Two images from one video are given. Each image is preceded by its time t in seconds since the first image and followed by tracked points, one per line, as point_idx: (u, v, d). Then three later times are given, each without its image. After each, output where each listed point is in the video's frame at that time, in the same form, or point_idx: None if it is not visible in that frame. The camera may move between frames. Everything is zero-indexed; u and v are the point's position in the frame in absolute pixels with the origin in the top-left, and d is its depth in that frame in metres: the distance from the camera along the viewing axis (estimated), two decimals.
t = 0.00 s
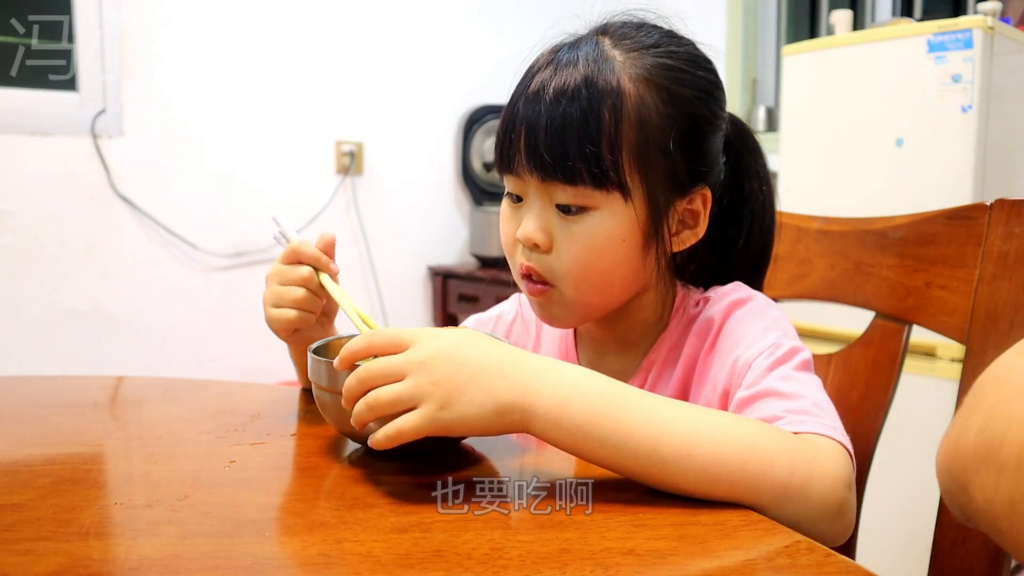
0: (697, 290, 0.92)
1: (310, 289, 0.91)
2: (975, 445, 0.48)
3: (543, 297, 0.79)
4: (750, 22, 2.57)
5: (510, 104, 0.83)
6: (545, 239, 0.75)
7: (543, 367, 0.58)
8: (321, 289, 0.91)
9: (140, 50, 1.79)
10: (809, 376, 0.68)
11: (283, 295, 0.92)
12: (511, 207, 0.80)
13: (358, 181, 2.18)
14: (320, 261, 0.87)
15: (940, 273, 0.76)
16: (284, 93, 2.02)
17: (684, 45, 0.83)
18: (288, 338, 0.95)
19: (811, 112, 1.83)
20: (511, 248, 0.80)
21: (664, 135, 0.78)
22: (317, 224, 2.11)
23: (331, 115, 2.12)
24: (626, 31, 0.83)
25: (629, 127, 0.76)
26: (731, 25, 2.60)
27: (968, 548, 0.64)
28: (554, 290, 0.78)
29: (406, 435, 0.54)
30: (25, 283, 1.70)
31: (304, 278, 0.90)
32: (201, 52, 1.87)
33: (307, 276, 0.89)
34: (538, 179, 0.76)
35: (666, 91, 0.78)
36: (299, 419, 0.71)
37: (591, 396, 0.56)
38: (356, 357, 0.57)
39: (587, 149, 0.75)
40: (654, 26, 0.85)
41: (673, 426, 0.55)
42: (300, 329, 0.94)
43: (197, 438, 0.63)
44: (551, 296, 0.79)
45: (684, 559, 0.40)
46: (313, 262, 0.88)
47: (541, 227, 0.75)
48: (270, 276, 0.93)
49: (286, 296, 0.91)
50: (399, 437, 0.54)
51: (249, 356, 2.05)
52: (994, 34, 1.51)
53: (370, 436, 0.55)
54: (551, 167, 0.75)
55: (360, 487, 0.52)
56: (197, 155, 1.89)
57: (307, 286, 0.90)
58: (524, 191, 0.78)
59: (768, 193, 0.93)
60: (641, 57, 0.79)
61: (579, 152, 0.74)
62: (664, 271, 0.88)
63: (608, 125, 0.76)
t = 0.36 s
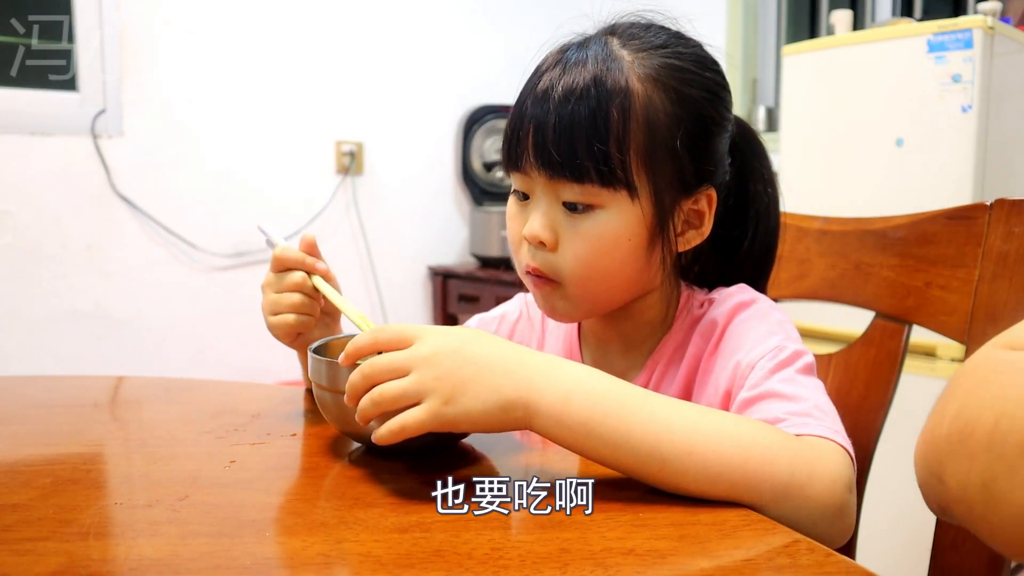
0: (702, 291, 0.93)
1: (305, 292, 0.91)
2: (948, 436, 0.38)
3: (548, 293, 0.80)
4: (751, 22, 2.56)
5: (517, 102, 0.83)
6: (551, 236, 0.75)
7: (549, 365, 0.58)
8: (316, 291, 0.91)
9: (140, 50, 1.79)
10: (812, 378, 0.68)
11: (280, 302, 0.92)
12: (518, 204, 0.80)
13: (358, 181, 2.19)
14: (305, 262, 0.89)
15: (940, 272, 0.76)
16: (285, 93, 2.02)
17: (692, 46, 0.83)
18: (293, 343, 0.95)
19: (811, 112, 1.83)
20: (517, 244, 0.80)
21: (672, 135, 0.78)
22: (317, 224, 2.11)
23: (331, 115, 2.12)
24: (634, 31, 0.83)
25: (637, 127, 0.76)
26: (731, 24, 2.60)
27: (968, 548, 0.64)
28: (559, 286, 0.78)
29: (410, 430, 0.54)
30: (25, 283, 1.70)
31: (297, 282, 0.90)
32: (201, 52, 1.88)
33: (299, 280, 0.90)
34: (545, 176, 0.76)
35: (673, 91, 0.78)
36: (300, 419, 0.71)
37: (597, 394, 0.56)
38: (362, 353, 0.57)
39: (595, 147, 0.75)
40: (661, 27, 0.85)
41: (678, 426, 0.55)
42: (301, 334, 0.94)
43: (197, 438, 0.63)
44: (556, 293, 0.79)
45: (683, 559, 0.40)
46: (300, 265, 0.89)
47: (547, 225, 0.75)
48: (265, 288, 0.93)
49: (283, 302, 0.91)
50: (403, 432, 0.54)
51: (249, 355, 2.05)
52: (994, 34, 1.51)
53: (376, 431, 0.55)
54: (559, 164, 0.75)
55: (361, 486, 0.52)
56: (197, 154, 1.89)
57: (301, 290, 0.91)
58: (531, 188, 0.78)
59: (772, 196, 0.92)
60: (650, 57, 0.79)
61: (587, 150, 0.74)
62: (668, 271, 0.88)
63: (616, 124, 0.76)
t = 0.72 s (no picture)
0: (699, 291, 0.93)
1: (289, 286, 0.91)
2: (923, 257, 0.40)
3: (547, 291, 0.79)
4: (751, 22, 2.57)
5: (519, 100, 0.84)
6: (551, 230, 0.75)
7: (546, 364, 0.58)
8: (299, 284, 0.92)
9: (140, 50, 1.79)
10: (810, 377, 0.68)
11: (266, 303, 0.91)
12: (517, 202, 0.80)
13: (358, 181, 2.19)
14: (280, 258, 0.91)
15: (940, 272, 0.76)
16: (285, 93, 2.02)
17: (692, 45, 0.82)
18: (289, 342, 0.95)
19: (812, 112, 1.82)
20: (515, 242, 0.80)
21: (671, 132, 0.78)
22: (317, 224, 2.11)
23: (331, 115, 2.12)
24: (635, 29, 0.84)
25: (637, 122, 0.77)
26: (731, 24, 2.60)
27: (968, 549, 0.64)
28: (559, 284, 0.78)
29: (409, 434, 0.54)
30: (25, 283, 1.70)
31: (279, 278, 0.91)
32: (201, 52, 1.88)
33: (280, 275, 0.91)
34: (545, 171, 0.77)
35: (674, 89, 0.78)
36: (299, 419, 0.71)
37: (596, 390, 0.56)
38: (361, 355, 0.57)
39: (595, 141, 0.76)
40: (662, 26, 0.85)
41: (676, 425, 0.55)
42: (295, 330, 0.94)
43: (197, 438, 0.63)
44: (555, 291, 0.79)
45: (683, 559, 0.40)
46: (276, 263, 0.91)
47: (547, 219, 0.75)
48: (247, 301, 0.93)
49: (271, 302, 0.91)
50: (402, 435, 0.54)
51: (249, 355, 2.05)
52: (994, 35, 1.51)
53: (375, 434, 0.55)
54: (560, 159, 0.76)
55: (361, 486, 0.52)
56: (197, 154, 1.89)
57: (284, 285, 0.91)
58: (531, 184, 0.78)
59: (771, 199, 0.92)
60: (650, 54, 0.80)
61: (588, 145, 0.75)
62: (665, 272, 0.87)
63: (617, 119, 0.76)
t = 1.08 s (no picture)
0: (697, 291, 0.92)
1: (290, 280, 0.91)
2: None
3: (542, 290, 0.79)
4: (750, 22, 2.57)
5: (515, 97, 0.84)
6: (546, 228, 0.75)
7: (544, 364, 0.58)
8: (298, 278, 0.92)
9: (140, 50, 1.78)
10: (808, 375, 0.68)
11: (268, 302, 0.91)
12: (513, 200, 0.80)
13: (358, 181, 2.19)
14: (276, 255, 0.91)
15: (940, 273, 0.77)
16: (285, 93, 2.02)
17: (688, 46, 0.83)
18: (297, 336, 0.95)
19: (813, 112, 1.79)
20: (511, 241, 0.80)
21: (666, 130, 0.78)
22: (316, 224, 2.11)
23: (331, 115, 2.12)
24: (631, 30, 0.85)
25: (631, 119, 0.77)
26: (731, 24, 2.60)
27: (968, 549, 0.65)
28: (554, 282, 0.78)
29: (410, 435, 0.54)
30: (25, 284, 1.70)
31: (278, 274, 0.91)
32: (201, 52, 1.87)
33: (278, 271, 0.91)
34: (540, 168, 0.77)
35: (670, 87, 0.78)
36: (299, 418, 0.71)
37: (593, 390, 0.56)
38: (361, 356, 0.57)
39: (589, 138, 0.76)
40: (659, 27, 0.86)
41: (675, 425, 0.55)
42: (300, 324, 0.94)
43: (197, 439, 0.63)
44: (551, 289, 0.79)
45: (683, 559, 0.40)
46: (272, 260, 0.91)
47: (542, 217, 0.75)
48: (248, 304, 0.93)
49: (273, 300, 0.91)
50: (403, 436, 0.54)
51: (249, 354, 2.06)
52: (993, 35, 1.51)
53: (376, 435, 0.55)
54: (555, 156, 0.76)
55: (361, 486, 0.52)
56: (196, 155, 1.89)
57: (284, 280, 0.91)
58: (526, 182, 0.78)
59: (770, 199, 0.92)
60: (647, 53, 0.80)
61: (582, 141, 0.76)
62: (661, 270, 0.88)
63: (611, 116, 0.77)
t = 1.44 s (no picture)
0: (694, 291, 0.92)
1: (293, 280, 0.91)
2: None
3: (538, 290, 0.79)
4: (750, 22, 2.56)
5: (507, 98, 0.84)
6: (541, 228, 0.75)
7: (540, 364, 0.58)
8: (301, 277, 0.92)
9: (140, 50, 1.78)
10: (806, 375, 0.68)
11: (272, 302, 0.91)
12: (509, 200, 0.80)
13: (358, 181, 2.19)
14: (278, 255, 0.91)
15: (940, 273, 0.76)
16: (285, 93, 2.02)
17: (680, 44, 0.83)
18: (300, 335, 0.95)
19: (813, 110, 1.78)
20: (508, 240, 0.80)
21: (659, 128, 0.79)
22: (317, 224, 2.12)
23: (331, 115, 2.12)
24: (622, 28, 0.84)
25: (624, 117, 0.77)
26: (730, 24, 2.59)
27: (967, 548, 0.65)
28: (550, 280, 0.78)
29: (411, 436, 0.54)
30: (25, 284, 1.70)
31: (281, 274, 0.90)
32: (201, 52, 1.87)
33: (281, 271, 0.91)
34: (534, 167, 0.76)
35: (662, 86, 0.79)
36: (299, 418, 0.71)
37: (590, 389, 0.57)
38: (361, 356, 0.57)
39: (583, 137, 0.76)
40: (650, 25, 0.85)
41: (673, 424, 0.55)
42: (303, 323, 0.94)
43: (197, 438, 0.63)
44: (547, 289, 0.79)
45: (683, 559, 0.40)
46: (275, 260, 0.91)
47: (537, 217, 0.75)
48: (251, 304, 0.93)
49: (278, 301, 0.91)
50: (403, 437, 0.54)
51: (249, 355, 2.06)
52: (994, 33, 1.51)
53: (376, 436, 0.55)
54: (548, 155, 0.76)
55: (362, 487, 0.52)
56: (196, 154, 1.89)
57: (287, 280, 0.91)
58: (521, 182, 0.78)
59: (765, 197, 0.92)
60: (638, 52, 0.80)
61: (576, 140, 0.76)
62: (657, 269, 0.88)
63: (603, 115, 0.77)
